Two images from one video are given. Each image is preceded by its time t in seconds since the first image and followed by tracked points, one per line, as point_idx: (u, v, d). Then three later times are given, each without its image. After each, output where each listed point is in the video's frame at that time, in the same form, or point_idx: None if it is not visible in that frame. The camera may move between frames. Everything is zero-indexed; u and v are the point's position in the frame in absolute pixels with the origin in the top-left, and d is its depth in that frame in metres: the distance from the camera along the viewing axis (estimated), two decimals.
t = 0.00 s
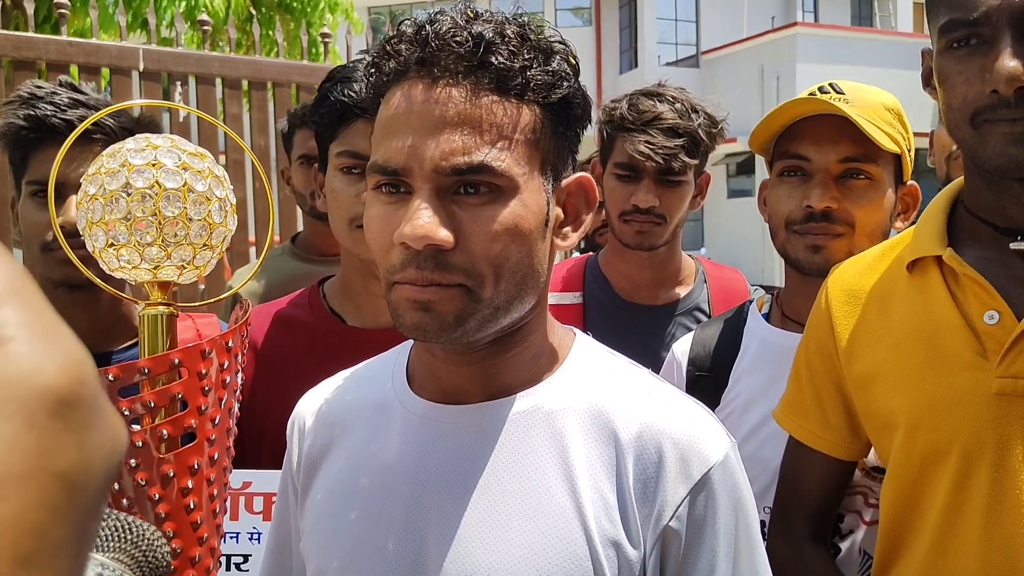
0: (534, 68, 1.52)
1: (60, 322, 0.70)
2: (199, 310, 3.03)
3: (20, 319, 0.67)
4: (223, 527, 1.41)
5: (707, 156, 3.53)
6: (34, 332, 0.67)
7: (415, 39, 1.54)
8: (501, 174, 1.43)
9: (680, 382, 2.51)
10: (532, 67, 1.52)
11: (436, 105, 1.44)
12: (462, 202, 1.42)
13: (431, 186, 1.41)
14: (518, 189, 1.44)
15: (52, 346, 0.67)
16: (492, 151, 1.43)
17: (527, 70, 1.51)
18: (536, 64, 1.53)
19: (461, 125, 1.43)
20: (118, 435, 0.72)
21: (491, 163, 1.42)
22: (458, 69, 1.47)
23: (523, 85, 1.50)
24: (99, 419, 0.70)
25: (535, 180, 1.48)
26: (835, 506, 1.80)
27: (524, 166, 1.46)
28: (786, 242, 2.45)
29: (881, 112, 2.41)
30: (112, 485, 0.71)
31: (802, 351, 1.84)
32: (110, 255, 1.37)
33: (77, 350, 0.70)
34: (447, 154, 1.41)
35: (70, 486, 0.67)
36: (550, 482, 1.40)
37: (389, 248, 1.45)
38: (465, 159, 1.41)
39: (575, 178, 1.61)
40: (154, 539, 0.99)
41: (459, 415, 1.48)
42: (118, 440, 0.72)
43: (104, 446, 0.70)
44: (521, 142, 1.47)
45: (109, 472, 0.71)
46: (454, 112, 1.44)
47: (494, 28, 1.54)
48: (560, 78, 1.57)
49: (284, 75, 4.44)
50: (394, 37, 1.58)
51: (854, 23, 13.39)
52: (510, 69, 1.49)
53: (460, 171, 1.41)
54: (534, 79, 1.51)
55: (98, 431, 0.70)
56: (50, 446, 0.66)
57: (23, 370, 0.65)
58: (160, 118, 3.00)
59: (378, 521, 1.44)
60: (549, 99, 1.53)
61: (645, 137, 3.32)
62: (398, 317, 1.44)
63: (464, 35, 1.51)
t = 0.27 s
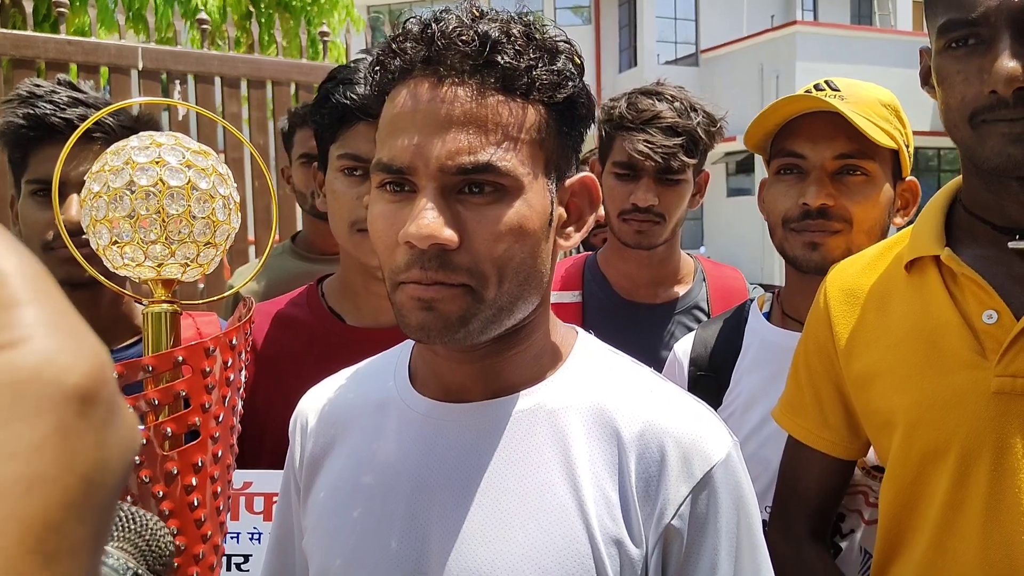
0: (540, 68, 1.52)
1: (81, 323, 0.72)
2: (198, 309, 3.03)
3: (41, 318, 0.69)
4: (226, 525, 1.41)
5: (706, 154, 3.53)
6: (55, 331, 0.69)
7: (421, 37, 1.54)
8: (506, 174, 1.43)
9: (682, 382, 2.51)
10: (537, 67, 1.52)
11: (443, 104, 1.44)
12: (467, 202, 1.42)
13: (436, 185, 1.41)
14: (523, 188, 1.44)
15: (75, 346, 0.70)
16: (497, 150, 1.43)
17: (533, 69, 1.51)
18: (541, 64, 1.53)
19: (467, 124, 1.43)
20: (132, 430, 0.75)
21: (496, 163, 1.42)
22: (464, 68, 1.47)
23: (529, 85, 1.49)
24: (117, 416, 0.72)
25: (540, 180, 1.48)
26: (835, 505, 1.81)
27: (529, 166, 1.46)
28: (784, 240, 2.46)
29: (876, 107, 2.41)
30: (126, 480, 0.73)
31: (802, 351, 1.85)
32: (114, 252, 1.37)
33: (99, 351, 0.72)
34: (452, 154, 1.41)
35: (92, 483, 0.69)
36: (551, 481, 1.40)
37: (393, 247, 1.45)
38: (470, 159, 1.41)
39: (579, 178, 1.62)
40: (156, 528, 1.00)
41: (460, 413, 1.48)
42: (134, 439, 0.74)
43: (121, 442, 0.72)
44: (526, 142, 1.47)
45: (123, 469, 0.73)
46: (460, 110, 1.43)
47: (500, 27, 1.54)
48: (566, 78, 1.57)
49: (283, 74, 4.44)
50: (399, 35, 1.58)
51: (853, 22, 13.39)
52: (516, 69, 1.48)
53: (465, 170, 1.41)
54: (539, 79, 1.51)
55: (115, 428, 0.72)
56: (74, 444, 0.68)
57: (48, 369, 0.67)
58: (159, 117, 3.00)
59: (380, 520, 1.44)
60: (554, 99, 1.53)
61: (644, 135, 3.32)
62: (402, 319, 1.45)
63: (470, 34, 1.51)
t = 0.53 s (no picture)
0: (546, 66, 1.52)
1: (95, 322, 0.71)
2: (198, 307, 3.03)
3: (55, 316, 0.68)
4: (229, 522, 1.42)
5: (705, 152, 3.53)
6: (69, 329, 0.68)
7: (426, 34, 1.54)
8: (511, 173, 1.43)
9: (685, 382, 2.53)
10: (543, 65, 1.52)
11: (449, 101, 1.44)
12: (472, 199, 1.42)
13: (441, 183, 1.41)
14: (528, 187, 1.45)
15: (90, 344, 0.68)
16: (503, 149, 1.43)
17: (538, 68, 1.50)
18: (547, 62, 1.53)
19: (474, 123, 1.43)
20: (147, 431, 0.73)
21: (501, 161, 1.42)
22: (470, 65, 1.47)
23: (534, 84, 1.49)
24: (132, 416, 0.71)
25: (544, 179, 1.48)
26: (832, 503, 1.82)
27: (534, 165, 1.46)
28: (786, 236, 2.46)
29: (878, 103, 2.41)
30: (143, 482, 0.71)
31: (801, 349, 1.85)
32: (116, 249, 1.37)
33: (114, 350, 0.71)
34: (458, 152, 1.41)
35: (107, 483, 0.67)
36: (551, 477, 1.40)
37: (397, 245, 1.45)
38: (476, 157, 1.41)
39: (582, 175, 1.62)
40: (167, 527, 1.00)
41: (460, 411, 1.48)
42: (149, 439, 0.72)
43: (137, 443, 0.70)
44: (531, 140, 1.47)
45: (138, 470, 0.71)
46: (467, 108, 1.43)
47: (507, 25, 1.53)
48: (570, 76, 1.57)
49: (281, 72, 4.44)
50: (405, 31, 1.57)
51: (851, 19, 13.39)
52: (522, 67, 1.48)
53: (471, 168, 1.41)
54: (545, 78, 1.51)
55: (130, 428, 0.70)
56: (89, 443, 0.66)
57: (63, 366, 0.66)
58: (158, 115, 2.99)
59: (380, 517, 1.44)
60: (558, 98, 1.53)
61: (643, 133, 3.32)
62: (406, 320, 1.45)
63: (477, 32, 1.51)
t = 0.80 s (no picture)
0: (545, 61, 1.53)
1: (86, 328, 0.73)
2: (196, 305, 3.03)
3: (46, 321, 0.69)
4: (223, 521, 1.41)
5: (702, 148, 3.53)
6: (59, 333, 0.69)
7: (425, 27, 1.54)
8: (510, 168, 1.43)
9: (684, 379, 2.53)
10: (543, 61, 1.52)
11: (448, 96, 1.43)
12: (471, 194, 1.42)
13: (440, 177, 1.41)
14: (527, 182, 1.45)
15: (82, 350, 0.70)
16: (502, 144, 1.43)
17: (538, 63, 1.51)
18: (547, 57, 1.54)
19: (473, 117, 1.43)
20: (136, 437, 0.74)
21: (501, 156, 1.42)
22: (470, 59, 1.47)
23: (534, 79, 1.50)
24: (122, 422, 0.72)
25: (543, 175, 1.49)
26: (830, 499, 1.82)
27: (532, 160, 1.47)
28: (784, 232, 2.47)
29: (877, 99, 2.42)
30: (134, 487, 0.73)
31: (797, 345, 1.85)
32: (105, 250, 1.37)
33: (105, 356, 0.72)
34: (457, 146, 1.41)
35: (98, 489, 0.68)
36: (547, 472, 1.41)
37: (393, 240, 1.45)
38: (475, 152, 1.41)
39: (582, 172, 1.62)
40: (158, 527, 1.02)
41: (456, 407, 1.48)
42: (139, 444, 0.74)
43: (127, 448, 0.72)
44: (531, 136, 1.47)
45: (128, 475, 0.72)
46: (466, 103, 1.43)
47: (506, 19, 1.53)
48: (568, 72, 1.57)
49: (278, 69, 4.43)
50: (402, 25, 1.57)
51: (850, 15, 13.38)
52: (522, 62, 1.48)
53: (470, 163, 1.41)
54: (544, 73, 1.51)
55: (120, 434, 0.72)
56: (79, 449, 0.67)
57: (56, 370, 0.67)
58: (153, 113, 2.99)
59: (377, 513, 1.45)
60: (557, 93, 1.53)
61: (641, 129, 3.32)
62: (403, 316, 1.46)
63: (477, 26, 1.51)
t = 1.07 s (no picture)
0: (544, 59, 1.53)
1: (43, 329, 0.71)
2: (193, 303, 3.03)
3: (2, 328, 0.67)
4: (219, 521, 1.40)
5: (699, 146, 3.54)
6: (16, 341, 0.67)
7: (424, 23, 1.53)
8: (510, 166, 1.43)
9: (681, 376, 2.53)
10: (542, 58, 1.52)
11: (448, 93, 1.43)
12: (470, 192, 1.42)
13: (439, 174, 1.41)
14: (526, 181, 1.45)
15: (38, 358, 0.68)
16: (501, 142, 1.43)
17: (537, 61, 1.51)
18: (546, 55, 1.54)
19: (472, 115, 1.43)
20: (96, 441, 0.74)
21: (500, 154, 1.42)
22: (469, 56, 1.47)
23: (533, 77, 1.49)
24: (80, 431, 0.71)
25: (541, 173, 1.49)
26: (827, 496, 1.83)
27: (532, 158, 1.47)
28: (782, 230, 2.47)
29: (876, 97, 2.42)
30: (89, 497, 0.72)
31: (793, 343, 1.86)
32: (99, 250, 1.37)
33: (63, 360, 0.70)
34: (457, 144, 1.41)
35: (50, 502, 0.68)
36: (544, 471, 1.41)
37: (390, 237, 1.45)
38: (474, 149, 1.41)
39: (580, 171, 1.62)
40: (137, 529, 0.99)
41: (453, 406, 1.48)
42: (100, 449, 0.73)
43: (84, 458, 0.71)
44: (531, 134, 1.47)
45: (87, 482, 0.72)
46: (466, 100, 1.43)
47: (506, 17, 1.53)
48: (567, 70, 1.57)
49: (276, 67, 4.42)
50: (401, 21, 1.57)
51: (847, 13, 13.39)
52: (521, 60, 1.48)
53: (470, 160, 1.41)
54: (544, 71, 1.51)
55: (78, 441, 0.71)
56: (33, 461, 0.67)
57: (9, 379, 0.66)
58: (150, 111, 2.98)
59: (374, 512, 1.45)
60: (556, 91, 1.53)
61: (638, 127, 3.32)
62: (400, 311, 1.45)
63: (477, 24, 1.50)
